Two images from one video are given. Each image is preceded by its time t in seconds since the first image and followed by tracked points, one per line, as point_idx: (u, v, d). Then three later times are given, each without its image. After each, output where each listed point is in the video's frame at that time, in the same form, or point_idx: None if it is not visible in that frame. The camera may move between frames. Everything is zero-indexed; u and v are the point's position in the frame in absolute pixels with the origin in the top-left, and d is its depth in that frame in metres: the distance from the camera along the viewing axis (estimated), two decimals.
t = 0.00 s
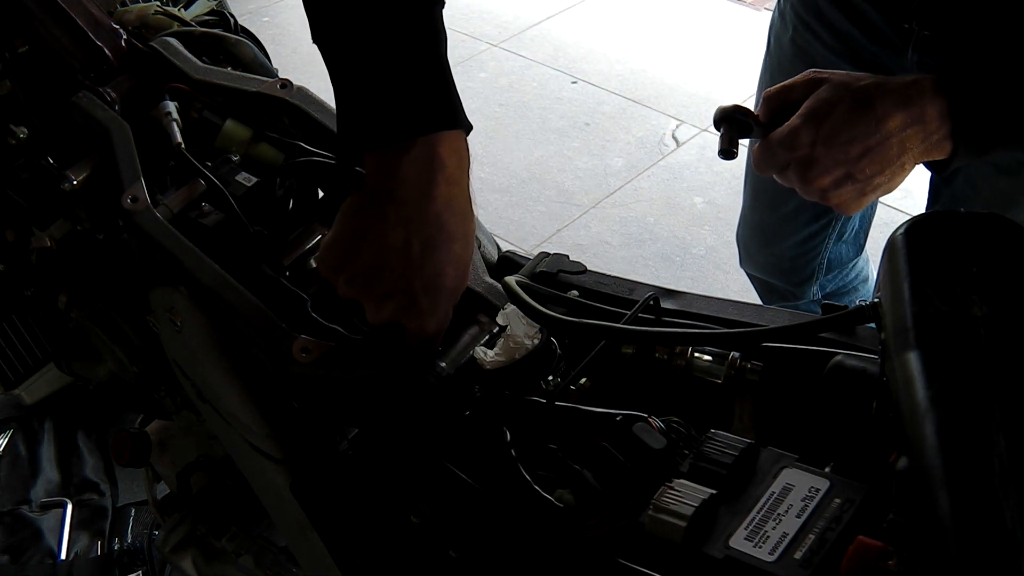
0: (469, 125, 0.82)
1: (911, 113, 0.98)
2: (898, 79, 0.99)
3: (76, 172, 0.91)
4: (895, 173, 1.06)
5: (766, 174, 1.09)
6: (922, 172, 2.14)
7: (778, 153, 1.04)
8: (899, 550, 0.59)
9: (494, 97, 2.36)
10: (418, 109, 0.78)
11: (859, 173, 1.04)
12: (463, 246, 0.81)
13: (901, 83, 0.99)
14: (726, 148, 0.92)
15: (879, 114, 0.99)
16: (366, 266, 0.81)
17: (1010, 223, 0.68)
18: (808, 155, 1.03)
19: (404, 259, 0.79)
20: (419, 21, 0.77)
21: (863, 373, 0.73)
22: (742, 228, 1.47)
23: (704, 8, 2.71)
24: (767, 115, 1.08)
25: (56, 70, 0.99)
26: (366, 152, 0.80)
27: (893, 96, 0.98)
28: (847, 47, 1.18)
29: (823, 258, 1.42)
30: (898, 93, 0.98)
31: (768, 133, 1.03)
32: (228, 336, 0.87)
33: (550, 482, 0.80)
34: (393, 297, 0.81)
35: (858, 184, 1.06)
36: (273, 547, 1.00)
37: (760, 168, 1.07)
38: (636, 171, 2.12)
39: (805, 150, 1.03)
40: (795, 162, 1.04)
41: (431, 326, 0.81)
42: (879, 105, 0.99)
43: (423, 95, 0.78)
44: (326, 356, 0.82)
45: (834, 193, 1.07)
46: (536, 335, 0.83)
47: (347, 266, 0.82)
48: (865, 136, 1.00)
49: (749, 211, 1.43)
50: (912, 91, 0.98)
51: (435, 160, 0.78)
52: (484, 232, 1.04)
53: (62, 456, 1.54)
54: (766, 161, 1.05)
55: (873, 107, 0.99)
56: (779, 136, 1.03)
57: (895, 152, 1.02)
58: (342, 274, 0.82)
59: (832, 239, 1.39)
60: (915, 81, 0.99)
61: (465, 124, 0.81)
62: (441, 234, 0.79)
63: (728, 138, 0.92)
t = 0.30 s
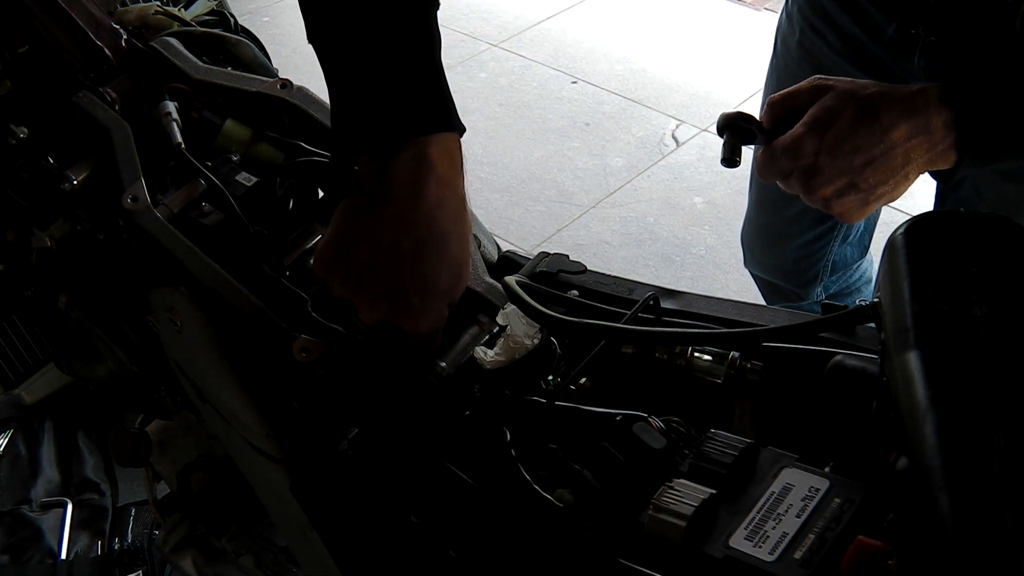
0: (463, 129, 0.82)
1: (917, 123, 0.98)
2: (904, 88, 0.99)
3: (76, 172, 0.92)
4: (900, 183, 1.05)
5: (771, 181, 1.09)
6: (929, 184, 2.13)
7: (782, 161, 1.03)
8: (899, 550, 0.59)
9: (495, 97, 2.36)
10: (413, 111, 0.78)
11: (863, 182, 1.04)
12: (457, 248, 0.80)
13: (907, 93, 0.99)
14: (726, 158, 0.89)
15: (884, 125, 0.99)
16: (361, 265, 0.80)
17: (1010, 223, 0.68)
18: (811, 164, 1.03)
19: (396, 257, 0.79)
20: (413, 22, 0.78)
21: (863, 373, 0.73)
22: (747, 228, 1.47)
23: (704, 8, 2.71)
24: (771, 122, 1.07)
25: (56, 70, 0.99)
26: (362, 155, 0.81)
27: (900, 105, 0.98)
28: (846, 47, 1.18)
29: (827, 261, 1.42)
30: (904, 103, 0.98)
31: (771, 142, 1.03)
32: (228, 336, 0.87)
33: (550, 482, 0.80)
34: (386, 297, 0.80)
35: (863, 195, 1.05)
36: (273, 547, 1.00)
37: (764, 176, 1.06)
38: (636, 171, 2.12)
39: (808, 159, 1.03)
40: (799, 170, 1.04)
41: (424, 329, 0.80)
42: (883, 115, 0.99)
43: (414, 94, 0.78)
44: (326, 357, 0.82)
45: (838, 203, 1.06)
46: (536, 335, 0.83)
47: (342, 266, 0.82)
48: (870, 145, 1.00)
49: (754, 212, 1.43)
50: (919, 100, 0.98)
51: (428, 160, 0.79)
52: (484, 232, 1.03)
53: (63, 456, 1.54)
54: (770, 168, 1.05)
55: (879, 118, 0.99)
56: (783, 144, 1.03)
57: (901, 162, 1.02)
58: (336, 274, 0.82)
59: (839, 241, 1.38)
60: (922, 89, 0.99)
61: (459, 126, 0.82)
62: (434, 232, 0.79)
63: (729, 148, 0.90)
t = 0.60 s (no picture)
0: (460, 121, 0.82)
1: (924, 133, 0.99)
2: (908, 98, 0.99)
3: (76, 172, 0.92)
4: (905, 196, 1.05)
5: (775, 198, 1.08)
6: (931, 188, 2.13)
7: (786, 176, 1.03)
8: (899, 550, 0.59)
9: (495, 97, 2.36)
10: (410, 104, 0.79)
11: (869, 197, 1.04)
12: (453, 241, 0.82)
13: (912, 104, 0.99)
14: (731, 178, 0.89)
15: (889, 138, 0.99)
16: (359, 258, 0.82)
17: (1010, 223, 0.68)
18: (818, 179, 1.02)
19: (395, 249, 0.80)
20: (409, 19, 0.78)
21: (863, 373, 0.73)
22: (749, 228, 1.47)
23: (704, 8, 2.71)
24: (775, 138, 1.07)
25: (56, 70, 0.99)
26: (358, 146, 0.81)
27: (903, 118, 0.99)
28: (846, 47, 1.18)
29: (829, 259, 1.42)
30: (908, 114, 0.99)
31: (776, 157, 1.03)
32: (228, 336, 0.87)
33: (550, 482, 0.80)
34: (384, 289, 0.81)
35: (870, 208, 1.05)
36: (273, 547, 1.01)
37: (769, 191, 1.06)
38: (636, 171, 2.12)
39: (815, 175, 1.02)
40: (805, 186, 1.03)
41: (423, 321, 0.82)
42: (888, 128, 0.99)
43: (411, 90, 0.78)
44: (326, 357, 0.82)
45: (845, 217, 1.06)
46: (536, 335, 0.83)
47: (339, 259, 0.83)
48: (875, 158, 1.00)
49: (757, 211, 1.43)
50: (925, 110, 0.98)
51: (423, 153, 0.79)
52: (484, 232, 1.03)
53: (63, 456, 1.54)
54: (775, 184, 1.05)
55: (883, 131, 0.99)
56: (788, 159, 1.03)
57: (906, 174, 1.02)
58: (334, 265, 0.83)
59: (840, 240, 1.38)
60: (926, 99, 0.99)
61: (456, 118, 0.82)
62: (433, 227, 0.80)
63: (732, 168, 0.89)
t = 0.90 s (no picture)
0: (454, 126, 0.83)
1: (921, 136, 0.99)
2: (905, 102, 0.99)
3: (76, 172, 0.92)
4: (903, 197, 1.05)
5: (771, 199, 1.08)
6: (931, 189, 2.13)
7: (784, 177, 1.02)
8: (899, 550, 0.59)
9: (495, 97, 2.36)
10: (405, 109, 0.79)
11: (866, 198, 1.04)
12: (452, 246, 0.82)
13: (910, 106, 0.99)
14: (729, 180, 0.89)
15: (886, 139, 0.99)
16: (358, 264, 0.82)
17: (1010, 223, 0.68)
18: (815, 181, 1.02)
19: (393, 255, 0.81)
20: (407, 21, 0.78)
21: (863, 373, 0.73)
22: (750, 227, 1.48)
23: (703, 8, 2.71)
24: (772, 139, 1.07)
25: (56, 70, 0.99)
26: (352, 153, 0.82)
27: (899, 119, 0.99)
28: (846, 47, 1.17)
29: (831, 259, 1.41)
30: (905, 115, 0.99)
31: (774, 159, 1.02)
32: (229, 336, 0.87)
33: (550, 482, 0.80)
34: (381, 295, 0.81)
35: (866, 211, 1.06)
36: (273, 547, 1.00)
37: (765, 192, 1.05)
38: (636, 171, 2.12)
39: (812, 176, 1.02)
40: (803, 187, 1.03)
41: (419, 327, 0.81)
42: (885, 130, 0.99)
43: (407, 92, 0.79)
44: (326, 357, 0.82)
45: (842, 219, 1.06)
46: (536, 335, 0.83)
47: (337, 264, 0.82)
48: (872, 160, 1.00)
49: (757, 211, 1.43)
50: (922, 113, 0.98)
51: (420, 158, 0.80)
52: (484, 232, 1.03)
53: (63, 456, 1.54)
54: (771, 186, 1.04)
55: (880, 133, 0.99)
56: (785, 161, 1.02)
57: (903, 175, 1.02)
58: (330, 273, 0.82)
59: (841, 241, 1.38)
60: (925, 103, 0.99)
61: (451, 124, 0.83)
62: (431, 232, 0.81)
63: (729, 170, 0.90)
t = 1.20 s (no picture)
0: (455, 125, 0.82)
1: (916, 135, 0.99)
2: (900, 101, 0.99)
3: (76, 172, 0.92)
4: (897, 196, 1.05)
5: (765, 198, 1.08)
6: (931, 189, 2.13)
7: (777, 177, 1.02)
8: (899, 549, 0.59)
9: (495, 97, 2.37)
10: (404, 108, 0.79)
11: (860, 198, 1.03)
12: (449, 245, 0.81)
13: (905, 105, 0.99)
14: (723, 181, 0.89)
15: (879, 139, 0.99)
16: (354, 264, 0.81)
17: (1010, 223, 0.68)
18: (808, 181, 1.02)
19: (388, 253, 0.80)
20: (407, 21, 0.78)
21: (863, 373, 0.73)
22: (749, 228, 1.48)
23: (703, 7, 2.71)
24: (768, 138, 1.07)
25: (56, 70, 0.99)
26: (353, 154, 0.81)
27: (894, 118, 0.98)
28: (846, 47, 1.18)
29: (830, 259, 1.41)
30: (900, 114, 0.98)
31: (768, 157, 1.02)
32: (228, 335, 0.87)
33: (550, 481, 0.80)
34: (379, 293, 0.81)
35: (860, 211, 1.05)
36: (273, 547, 1.01)
37: (759, 191, 1.05)
38: (636, 171, 2.12)
39: (805, 177, 1.02)
40: (796, 188, 1.03)
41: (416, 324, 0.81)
42: (879, 130, 0.98)
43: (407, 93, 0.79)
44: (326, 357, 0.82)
45: (836, 219, 1.06)
46: (536, 335, 0.83)
47: (334, 263, 0.82)
48: (865, 161, 1.00)
49: (756, 211, 1.43)
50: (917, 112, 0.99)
51: (419, 159, 0.79)
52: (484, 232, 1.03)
53: (63, 456, 1.54)
54: (765, 185, 1.04)
55: (873, 132, 0.99)
56: (779, 160, 1.02)
57: (897, 175, 1.02)
58: (328, 271, 0.82)
59: (839, 242, 1.38)
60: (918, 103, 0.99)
61: (449, 122, 0.82)
62: (428, 230, 0.80)
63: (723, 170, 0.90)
